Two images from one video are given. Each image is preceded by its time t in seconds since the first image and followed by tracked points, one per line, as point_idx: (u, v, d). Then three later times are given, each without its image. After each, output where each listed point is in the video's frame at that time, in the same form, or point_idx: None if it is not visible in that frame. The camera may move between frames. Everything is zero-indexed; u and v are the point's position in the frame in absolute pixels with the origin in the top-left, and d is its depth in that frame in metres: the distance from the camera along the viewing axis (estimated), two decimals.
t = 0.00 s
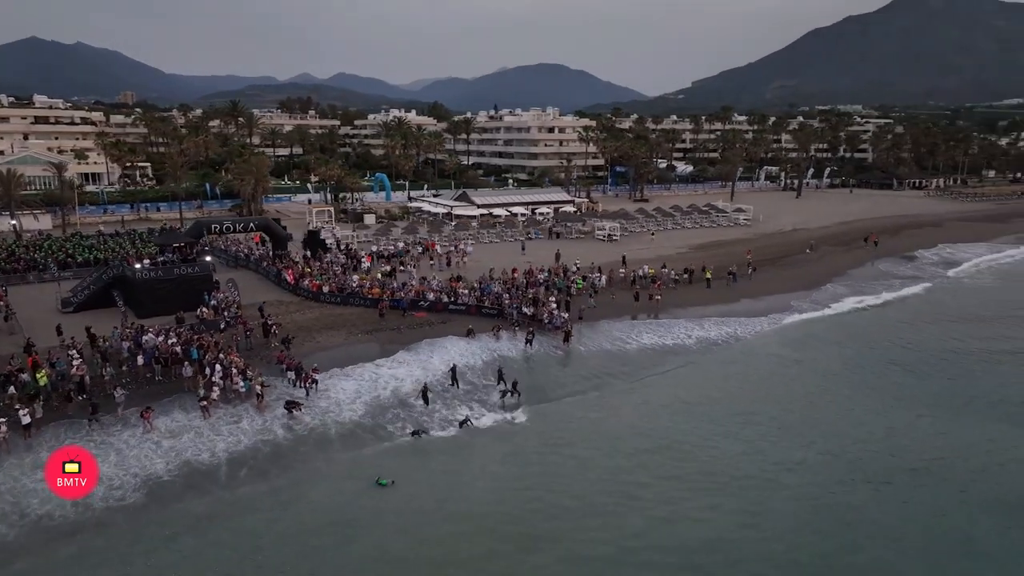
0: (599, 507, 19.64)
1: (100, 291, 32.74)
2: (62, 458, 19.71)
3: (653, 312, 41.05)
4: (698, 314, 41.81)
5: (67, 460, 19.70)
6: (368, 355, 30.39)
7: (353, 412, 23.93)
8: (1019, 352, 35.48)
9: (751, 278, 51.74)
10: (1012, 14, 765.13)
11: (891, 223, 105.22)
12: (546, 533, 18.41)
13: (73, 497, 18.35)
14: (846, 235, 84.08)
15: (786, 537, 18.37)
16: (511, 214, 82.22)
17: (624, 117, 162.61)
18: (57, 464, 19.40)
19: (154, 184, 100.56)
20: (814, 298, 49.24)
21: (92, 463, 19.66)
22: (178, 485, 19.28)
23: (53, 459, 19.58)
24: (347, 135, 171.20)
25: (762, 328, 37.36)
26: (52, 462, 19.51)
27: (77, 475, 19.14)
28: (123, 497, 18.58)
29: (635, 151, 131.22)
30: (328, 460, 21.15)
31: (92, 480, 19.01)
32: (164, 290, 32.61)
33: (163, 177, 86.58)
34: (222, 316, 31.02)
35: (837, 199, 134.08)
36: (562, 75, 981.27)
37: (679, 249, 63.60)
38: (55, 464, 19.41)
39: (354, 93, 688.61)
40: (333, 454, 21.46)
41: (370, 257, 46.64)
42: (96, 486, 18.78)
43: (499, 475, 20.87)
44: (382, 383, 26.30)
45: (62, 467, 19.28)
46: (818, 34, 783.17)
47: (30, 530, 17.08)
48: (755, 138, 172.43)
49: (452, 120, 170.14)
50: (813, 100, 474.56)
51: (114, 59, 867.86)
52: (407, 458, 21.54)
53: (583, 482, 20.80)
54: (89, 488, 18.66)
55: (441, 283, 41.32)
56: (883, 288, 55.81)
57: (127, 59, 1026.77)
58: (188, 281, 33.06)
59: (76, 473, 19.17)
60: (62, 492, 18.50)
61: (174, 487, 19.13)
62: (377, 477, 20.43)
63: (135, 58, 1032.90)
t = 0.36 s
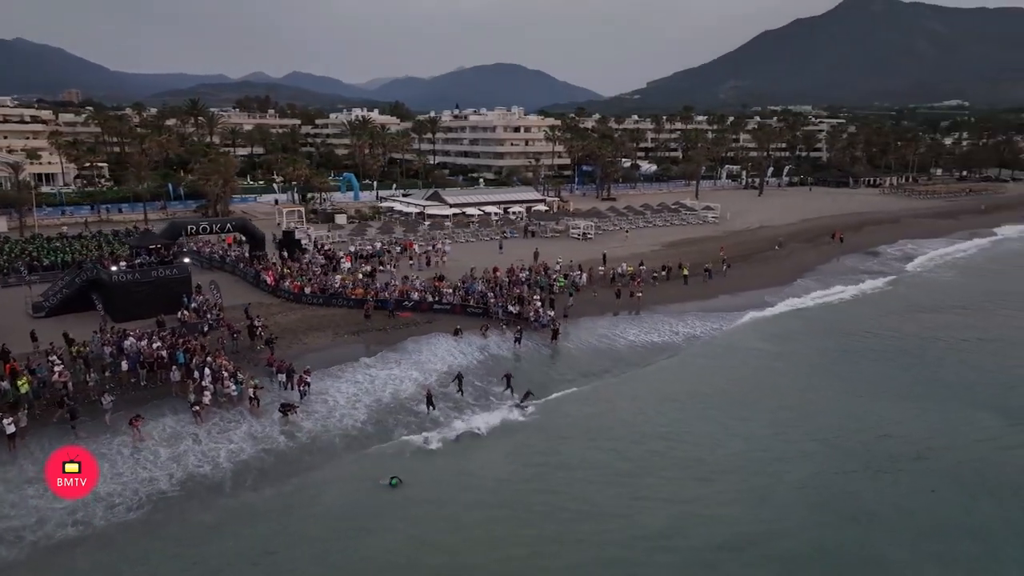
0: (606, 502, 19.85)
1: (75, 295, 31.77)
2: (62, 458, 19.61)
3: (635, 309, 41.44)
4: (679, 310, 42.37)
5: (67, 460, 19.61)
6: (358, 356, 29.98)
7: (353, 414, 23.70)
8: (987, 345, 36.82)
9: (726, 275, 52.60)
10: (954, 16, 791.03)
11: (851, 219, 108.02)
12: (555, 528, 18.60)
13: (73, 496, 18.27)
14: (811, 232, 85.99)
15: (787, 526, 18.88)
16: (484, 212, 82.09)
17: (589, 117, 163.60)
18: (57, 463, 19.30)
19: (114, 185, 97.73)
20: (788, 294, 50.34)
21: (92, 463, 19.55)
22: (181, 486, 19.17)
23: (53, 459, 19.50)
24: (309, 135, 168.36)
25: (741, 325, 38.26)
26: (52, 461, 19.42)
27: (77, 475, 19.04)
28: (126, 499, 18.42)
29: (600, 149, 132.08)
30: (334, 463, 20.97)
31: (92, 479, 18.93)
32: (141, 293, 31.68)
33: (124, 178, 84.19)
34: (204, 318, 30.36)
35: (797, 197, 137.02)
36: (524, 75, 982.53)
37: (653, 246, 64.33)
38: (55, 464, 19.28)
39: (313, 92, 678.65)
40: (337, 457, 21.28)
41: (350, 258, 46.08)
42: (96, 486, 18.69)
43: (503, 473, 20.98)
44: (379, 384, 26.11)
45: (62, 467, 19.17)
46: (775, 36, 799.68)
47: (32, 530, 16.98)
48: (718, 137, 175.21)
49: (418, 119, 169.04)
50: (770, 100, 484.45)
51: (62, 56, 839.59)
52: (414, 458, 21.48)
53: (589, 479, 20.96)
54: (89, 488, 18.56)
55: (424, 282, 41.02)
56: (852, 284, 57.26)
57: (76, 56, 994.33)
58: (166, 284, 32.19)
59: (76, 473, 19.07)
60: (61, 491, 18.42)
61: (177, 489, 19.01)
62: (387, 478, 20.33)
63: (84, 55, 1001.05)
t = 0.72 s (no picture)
0: (608, 493, 20.17)
1: (43, 299, 30.58)
2: (63, 458, 19.42)
3: (613, 305, 41.83)
4: (656, 306, 42.92)
5: (67, 460, 19.41)
6: (344, 357, 29.51)
7: (352, 417, 23.49)
8: (952, 335, 38.35)
9: (697, 271, 53.46)
10: (897, 19, 818.71)
11: (809, 216, 110.85)
12: (562, 520, 18.84)
13: (73, 497, 18.08)
14: (772, 229, 87.90)
15: (783, 508, 19.61)
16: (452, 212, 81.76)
17: (550, 116, 164.15)
18: (57, 463, 19.09)
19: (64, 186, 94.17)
20: (758, 289, 51.49)
21: (92, 463, 19.36)
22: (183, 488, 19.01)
23: (54, 458, 19.32)
24: (265, 134, 164.96)
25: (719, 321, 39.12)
26: (53, 461, 19.22)
27: (77, 474, 18.85)
28: (128, 504, 18.17)
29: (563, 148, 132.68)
30: (337, 466, 20.76)
31: (92, 479, 18.75)
32: (113, 297, 30.60)
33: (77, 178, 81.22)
34: (182, 321, 29.54)
35: (755, 195, 140.04)
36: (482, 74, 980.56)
37: (623, 244, 65.02)
38: (55, 464, 19.08)
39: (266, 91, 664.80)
40: (340, 459, 21.08)
41: (324, 258, 45.36)
42: (96, 486, 18.51)
43: (507, 469, 21.12)
44: (374, 386, 25.92)
45: (62, 467, 18.97)
46: (728, 36, 815.28)
47: (35, 532, 16.81)
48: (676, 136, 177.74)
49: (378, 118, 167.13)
50: (724, 100, 493.46)
51: None
52: (416, 458, 21.43)
53: (591, 472, 21.25)
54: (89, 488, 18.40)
55: (402, 282, 40.64)
56: (817, 278, 58.89)
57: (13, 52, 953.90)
58: (139, 287, 31.18)
59: (76, 473, 18.87)
60: (61, 491, 18.21)
61: (179, 491, 18.86)
62: (394, 479, 20.21)
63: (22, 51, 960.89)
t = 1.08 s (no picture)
0: (607, 481, 20.67)
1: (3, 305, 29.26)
2: (63, 458, 19.27)
3: (588, 302, 42.19)
4: (628, 302, 43.47)
5: (67, 460, 19.25)
6: (325, 359, 29.03)
7: (347, 419, 23.33)
8: (909, 325, 40.20)
9: (665, 268, 54.30)
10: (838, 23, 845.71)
11: (763, 213, 113.50)
12: (564, 509, 19.14)
13: (74, 497, 17.98)
14: (731, 226, 89.89)
15: (770, 487, 20.57)
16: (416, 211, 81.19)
17: (506, 116, 164.00)
18: (57, 463, 18.95)
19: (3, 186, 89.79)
20: (725, 284, 52.68)
21: (92, 463, 19.22)
22: (183, 488, 18.89)
23: (55, 458, 19.18)
24: (215, 134, 160.45)
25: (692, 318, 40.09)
26: (53, 461, 19.07)
27: (78, 474, 18.72)
28: (127, 504, 18.00)
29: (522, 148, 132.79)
30: (337, 467, 20.57)
31: (92, 479, 18.63)
32: (77, 301, 29.32)
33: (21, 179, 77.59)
34: (155, 326, 28.60)
35: (710, 193, 142.95)
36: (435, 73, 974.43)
37: (589, 241, 65.67)
38: (55, 464, 18.94)
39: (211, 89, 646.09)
40: (339, 461, 20.88)
41: (294, 259, 44.47)
42: (97, 487, 18.42)
43: (506, 463, 21.33)
44: (365, 388, 25.75)
45: (62, 467, 18.83)
46: (678, 38, 828.72)
47: (35, 533, 16.68)
48: (632, 135, 179.71)
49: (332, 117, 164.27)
50: (675, 100, 501.11)
51: None
52: (416, 457, 21.39)
53: (589, 461, 21.78)
54: (91, 488, 18.32)
55: (377, 282, 40.15)
56: (778, 272, 60.63)
57: None
58: (105, 290, 30.00)
59: (76, 472, 18.71)
60: (62, 492, 18.10)
61: (179, 490, 18.73)
62: (398, 479, 20.10)
63: None
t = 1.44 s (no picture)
0: (602, 469, 21.29)
1: None
2: (62, 457, 19.09)
3: (561, 300, 42.41)
4: (599, 299, 43.90)
5: (68, 459, 19.07)
6: (305, 361, 28.43)
7: (339, 421, 23.08)
8: (867, 315, 42.00)
9: (631, 265, 54.98)
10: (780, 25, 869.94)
11: (718, 211, 115.88)
12: (564, 496, 19.63)
13: (75, 496, 17.85)
14: (688, 223, 91.59)
15: (756, 469, 21.52)
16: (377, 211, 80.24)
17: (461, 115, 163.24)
18: (57, 463, 18.78)
19: None
20: (689, 280, 53.73)
21: (92, 462, 19.06)
22: (183, 487, 18.74)
23: (55, 457, 19.02)
24: (159, 132, 154.93)
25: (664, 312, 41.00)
26: (53, 460, 18.90)
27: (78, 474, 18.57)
28: (127, 504, 17.82)
29: (478, 147, 132.30)
30: (335, 467, 20.44)
31: (92, 479, 18.48)
32: (38, 307, 28.05)
33: None
34: (124, 331, 27.58)
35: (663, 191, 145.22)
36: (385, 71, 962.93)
37: (554, 239, 66.08)
38: (55, 463, 18.78)
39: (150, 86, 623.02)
40: (335, 461, 20.70)
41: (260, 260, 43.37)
42: (97, 486, 18.27)
43: (503, 459, 21.50)
44: (351, 390, 25.54)
45: (62, 467, 18.66)
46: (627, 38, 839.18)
47: (36, 534, 16.49)
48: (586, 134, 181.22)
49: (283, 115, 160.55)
50: (625, 100, 507.09)
51: None
52: (412, 455, 21.40)
53: (583, 450, 22.36)
54: (91, 488, 18.18)
55: (348, 283, 39.47)
56: (739, 267, 62.19)
57: None
58: (68, 295, 28.79)
59: (76, 472, 18.56)
60: (63, 491, 17.96)
61: (180, 490, 18.58)
62: (398, 478, 20.03)
63: None
